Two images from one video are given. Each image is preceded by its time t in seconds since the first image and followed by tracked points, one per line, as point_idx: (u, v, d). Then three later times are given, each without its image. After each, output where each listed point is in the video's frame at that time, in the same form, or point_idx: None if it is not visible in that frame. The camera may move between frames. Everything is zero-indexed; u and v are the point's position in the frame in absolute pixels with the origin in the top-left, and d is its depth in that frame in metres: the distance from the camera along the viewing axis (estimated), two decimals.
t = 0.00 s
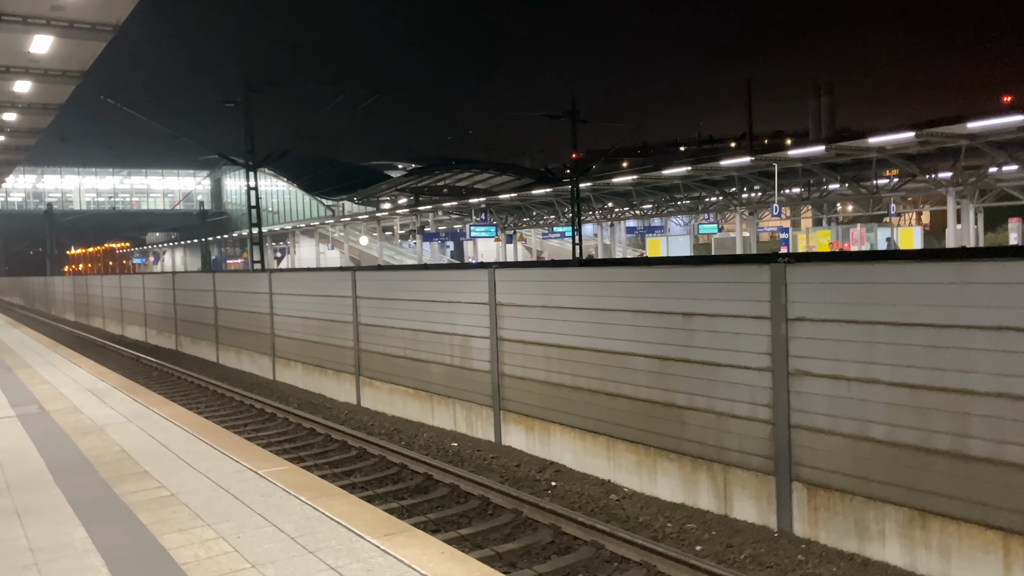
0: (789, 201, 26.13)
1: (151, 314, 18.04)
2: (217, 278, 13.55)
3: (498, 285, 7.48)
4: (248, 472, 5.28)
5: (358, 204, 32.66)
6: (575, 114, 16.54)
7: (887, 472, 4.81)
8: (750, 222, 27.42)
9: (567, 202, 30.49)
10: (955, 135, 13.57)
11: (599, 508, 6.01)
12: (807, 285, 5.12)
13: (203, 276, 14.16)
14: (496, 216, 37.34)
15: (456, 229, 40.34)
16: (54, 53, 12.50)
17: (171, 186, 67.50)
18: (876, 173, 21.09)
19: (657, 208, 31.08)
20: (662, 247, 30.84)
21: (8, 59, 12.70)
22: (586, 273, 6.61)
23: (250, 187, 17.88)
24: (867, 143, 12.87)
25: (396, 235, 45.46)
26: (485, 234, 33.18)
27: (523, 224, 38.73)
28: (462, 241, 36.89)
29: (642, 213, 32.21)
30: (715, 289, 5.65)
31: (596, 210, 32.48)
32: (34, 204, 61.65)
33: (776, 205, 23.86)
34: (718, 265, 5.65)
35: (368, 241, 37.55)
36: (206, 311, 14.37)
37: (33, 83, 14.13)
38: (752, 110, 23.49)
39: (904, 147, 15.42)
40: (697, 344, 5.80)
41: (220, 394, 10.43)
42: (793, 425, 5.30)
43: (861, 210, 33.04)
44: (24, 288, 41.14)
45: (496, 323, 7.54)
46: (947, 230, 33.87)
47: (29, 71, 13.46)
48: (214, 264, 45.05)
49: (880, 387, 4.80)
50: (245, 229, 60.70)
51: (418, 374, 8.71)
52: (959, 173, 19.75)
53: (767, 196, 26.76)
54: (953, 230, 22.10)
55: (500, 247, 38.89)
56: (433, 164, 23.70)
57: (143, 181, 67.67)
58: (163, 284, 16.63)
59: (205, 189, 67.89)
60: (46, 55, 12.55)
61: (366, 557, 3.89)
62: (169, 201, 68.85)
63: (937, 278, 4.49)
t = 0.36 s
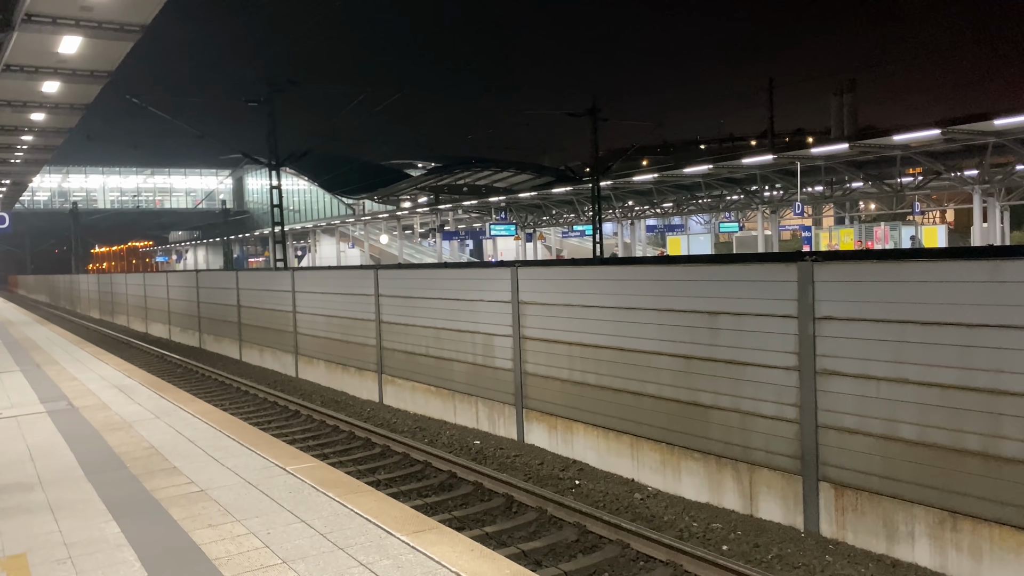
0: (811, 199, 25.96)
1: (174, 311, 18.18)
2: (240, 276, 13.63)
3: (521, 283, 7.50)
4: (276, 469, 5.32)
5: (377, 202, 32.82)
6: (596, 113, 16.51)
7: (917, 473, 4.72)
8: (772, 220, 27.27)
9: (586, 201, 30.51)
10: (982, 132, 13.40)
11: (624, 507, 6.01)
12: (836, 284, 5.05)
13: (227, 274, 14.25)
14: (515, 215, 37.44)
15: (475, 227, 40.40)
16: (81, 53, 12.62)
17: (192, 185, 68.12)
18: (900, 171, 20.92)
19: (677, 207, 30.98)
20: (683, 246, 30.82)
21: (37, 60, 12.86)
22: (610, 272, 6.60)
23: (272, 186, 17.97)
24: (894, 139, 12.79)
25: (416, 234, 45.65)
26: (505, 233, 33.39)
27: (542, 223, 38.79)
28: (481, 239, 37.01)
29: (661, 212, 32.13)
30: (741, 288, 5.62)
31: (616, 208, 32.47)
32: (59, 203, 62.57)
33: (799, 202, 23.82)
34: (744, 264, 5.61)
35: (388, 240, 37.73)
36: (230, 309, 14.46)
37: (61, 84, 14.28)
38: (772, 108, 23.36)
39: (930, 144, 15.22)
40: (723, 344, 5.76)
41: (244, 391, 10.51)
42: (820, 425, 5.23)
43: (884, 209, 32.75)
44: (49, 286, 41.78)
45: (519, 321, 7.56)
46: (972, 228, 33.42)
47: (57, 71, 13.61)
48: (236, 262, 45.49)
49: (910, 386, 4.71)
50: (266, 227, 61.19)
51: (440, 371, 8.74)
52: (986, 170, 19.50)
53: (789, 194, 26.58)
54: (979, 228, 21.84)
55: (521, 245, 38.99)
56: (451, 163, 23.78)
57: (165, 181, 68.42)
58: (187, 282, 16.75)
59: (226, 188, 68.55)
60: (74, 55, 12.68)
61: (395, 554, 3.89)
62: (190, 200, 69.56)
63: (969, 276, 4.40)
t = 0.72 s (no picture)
0: (827, 197, 25.85)
1: (191, 311, 18.28)
2: (256, 275, 13.68)
3: (537, 282, 7.50)
4: (296, 467, 5.34)
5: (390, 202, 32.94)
6: (610, 112, 16.49)
7: (938, 473, 4.67)
8: (788, 219, 27.19)
9: (599, 200, 30.53)
10: (1000, 129, 13.29)
11: (641, 507, 6.01)
12: (856, 283, 5.01)
13: (243, 274, 14.31)
14: (528, 214, 37.48)
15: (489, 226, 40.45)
16: (100, 54, 12.71)
17: (207, 184, 68.56)
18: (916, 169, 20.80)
19: (691, 206, 30.94)
20: (698, 244, 30.80)
21: (57, 61, 12.97)
22: (626, 271, 6.59)
23: (287, 186, 18.00)
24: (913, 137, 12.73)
25: (429, 233, 45.79)
26: (518, 232, 33.43)
27: (556, 222, 38.87)
28: (495, 239, 37.09)
29: (675, 211, 32.10)
30: (760, 287, 5.59)
31: (630, 207, 32.47)
32: (75, 202, 63.21)
33: (814, 201, 23.76)
34: (763, 263, 5.59)
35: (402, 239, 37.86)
36: (246, 309, 14.51)
37: (80, 85, 14.40)
38: (786, 106, 23.27)
39: (947, 142, 15.09)
40: (741, 343, 5.74)
41: (260, 390, 10.56)
42: (840, 425, 5.19)
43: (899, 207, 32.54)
44: (67, 284, 42.24)
45: (535, 320, 7.56)
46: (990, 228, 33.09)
47: (76, 72, 13.72)
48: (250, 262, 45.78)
49: (931, 386, 4.67)
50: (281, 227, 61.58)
51: (456, 371, 8.75)
52: (1004, 168, 19.34)
53: (804, 192, 26.47)
54: (997, 227, 21.68)
55: (534, 244, 39.02)
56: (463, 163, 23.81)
57: (181, 180, 68.87)
58: (203, 281, 16.83)
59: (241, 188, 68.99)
60: (93, 56, 12.78)
61: (416, 553, 3.89)
62: (205, 200, 70.11)
63: (992, 275, 4.34)
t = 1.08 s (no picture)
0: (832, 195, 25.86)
1: (196, 309, 18.28)
2: (261, 274, 13.67)
3: (543, 281, 7.48)
4: (306, 465, 5.32)
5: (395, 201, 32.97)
6: (614, 110, 16.47)
7: (949, 472, 4.64)
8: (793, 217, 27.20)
9: (603, 198, 30.54)
10: (1007, 127, 13.28)
11: (650, 506, 5.99)
12: (865, 281, 4.99)
13: (248, 272, 14.30)
14: (532, 213, 37.50)
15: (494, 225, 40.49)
16: (107, 53, 12.69)
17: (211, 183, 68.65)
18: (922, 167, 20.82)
19: (696, 204, 30.96)
20: (703, 243, 30.85)
21: (64, 60, 12.96)
22: (634, 269, 6.57)
23: (292, 185, 18.00)
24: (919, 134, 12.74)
25: (433, 232, 45.85)
26: (522, 231, 33.46)
27: (559, 220, 38.88)
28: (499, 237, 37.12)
29: (680, 209, 32.14)
30: (769, 285, 5.57)
31: (635, 205, 32.51)
32: (80, 202, 63.36)
33: (819, 199, 23.75)
34: (772, 261, 5.56)
35: (406, 238, 37.94)
36: (251, 307, 14.50)
37: (87, 84, 14.39)
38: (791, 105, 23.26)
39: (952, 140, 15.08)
40: (750, 341, 5.72)
41: (266, 388, 10.55)
42: (850, 424, 5.17)
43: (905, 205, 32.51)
44: (72, 283, 42.42)
45: (542, 319, 7.55)
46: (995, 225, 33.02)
47: (83, 71, 13.71)
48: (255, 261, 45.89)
49: (942, 384, 4.64)
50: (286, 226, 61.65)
51: (462, 369, 8.73)
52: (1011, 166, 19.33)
53: (809, 190, 26.46)
54: (1003, 224, 21.68)
55: (538, 243, 39.06)
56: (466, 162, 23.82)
57: (185, 179, 68.93)
58: (208, 280, 16.81)
59: (246, 187, 69.10)
60: (100, 56, 12.77)
61: (428, 551, 3.87)
62: (209, 199, 70.22)
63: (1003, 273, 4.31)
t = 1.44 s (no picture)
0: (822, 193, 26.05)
1: (186, 307, 18.15)
2: (252, 271, 13.58)
3: (537, 278, 7.47)
4: (300, 463, 5.29)
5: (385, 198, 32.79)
6: (607, 108, 16.49)
7: (941, 468, 4.67)
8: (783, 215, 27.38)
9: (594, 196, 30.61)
10: (995, 126, 13.44)
11: (644, 503, 6.02)
12: (858, 279, 5.02)
13: (239, 270, 14.20)
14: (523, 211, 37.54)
15: (485, 222, 40.49)
16: (98, 50, 12.54)
17: (201, 181, 68.27)
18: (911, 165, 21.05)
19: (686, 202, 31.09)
20: (693, 241, 30.99)
21: (53, 57, 12.81)
22: (628, 267, 6.58)
23: (283, 183, 17.89)
24: (909, 133, 12.87)
25: (424, 229, 45.80)
26: (513, 229, 33.46)
27: (551, 218, 38.91)
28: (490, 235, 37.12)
29: (670, 207, 32.26)
30: (763, 282, 5.58)
31: (625, 203, 32.59)
32: (68, 199, 62.80)
33: (808, 196, 23.90)
34: (766, 258, 5.58)
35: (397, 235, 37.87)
36: (242, 305, 14.41)
37: (77, 81, 14.21)
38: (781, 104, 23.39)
39: (941, 139, 15.23)
40: (744, 338, 5.73)
41: (258, 386, 10.49)
42: (842, 421, 5.19)
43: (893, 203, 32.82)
44: (60, 281, 42.04)
45: (535, 316, 7.55)
46: (982, 222, 33.30)
47: (72, 68, 13.54)
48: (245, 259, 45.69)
49: (935, 381, 4.67)
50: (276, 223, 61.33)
51: (455, 367, 8.72)
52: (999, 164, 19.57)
53: (799, 189, 26.63)
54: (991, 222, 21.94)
55: (529, 241, 39.09)
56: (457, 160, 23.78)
57: (175, 177, 68.46)
58: (198, 278, 16.68)
59: (236, 185, 68.68)
60: (91, 52, 12.62)
61: (425, 549, 3.85)
62: (199, 197, 69.72)
63: (996, 270, 4.34)
